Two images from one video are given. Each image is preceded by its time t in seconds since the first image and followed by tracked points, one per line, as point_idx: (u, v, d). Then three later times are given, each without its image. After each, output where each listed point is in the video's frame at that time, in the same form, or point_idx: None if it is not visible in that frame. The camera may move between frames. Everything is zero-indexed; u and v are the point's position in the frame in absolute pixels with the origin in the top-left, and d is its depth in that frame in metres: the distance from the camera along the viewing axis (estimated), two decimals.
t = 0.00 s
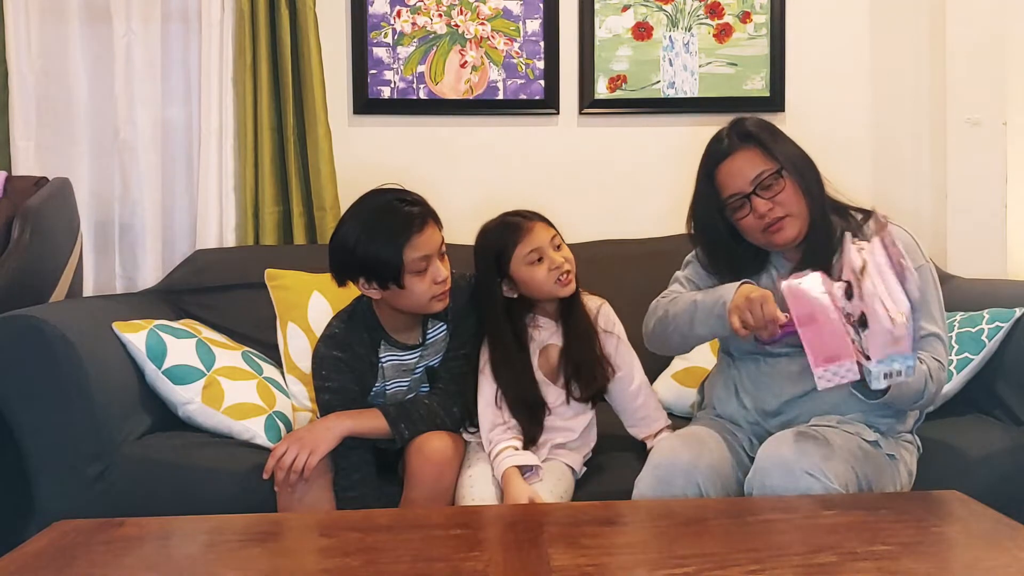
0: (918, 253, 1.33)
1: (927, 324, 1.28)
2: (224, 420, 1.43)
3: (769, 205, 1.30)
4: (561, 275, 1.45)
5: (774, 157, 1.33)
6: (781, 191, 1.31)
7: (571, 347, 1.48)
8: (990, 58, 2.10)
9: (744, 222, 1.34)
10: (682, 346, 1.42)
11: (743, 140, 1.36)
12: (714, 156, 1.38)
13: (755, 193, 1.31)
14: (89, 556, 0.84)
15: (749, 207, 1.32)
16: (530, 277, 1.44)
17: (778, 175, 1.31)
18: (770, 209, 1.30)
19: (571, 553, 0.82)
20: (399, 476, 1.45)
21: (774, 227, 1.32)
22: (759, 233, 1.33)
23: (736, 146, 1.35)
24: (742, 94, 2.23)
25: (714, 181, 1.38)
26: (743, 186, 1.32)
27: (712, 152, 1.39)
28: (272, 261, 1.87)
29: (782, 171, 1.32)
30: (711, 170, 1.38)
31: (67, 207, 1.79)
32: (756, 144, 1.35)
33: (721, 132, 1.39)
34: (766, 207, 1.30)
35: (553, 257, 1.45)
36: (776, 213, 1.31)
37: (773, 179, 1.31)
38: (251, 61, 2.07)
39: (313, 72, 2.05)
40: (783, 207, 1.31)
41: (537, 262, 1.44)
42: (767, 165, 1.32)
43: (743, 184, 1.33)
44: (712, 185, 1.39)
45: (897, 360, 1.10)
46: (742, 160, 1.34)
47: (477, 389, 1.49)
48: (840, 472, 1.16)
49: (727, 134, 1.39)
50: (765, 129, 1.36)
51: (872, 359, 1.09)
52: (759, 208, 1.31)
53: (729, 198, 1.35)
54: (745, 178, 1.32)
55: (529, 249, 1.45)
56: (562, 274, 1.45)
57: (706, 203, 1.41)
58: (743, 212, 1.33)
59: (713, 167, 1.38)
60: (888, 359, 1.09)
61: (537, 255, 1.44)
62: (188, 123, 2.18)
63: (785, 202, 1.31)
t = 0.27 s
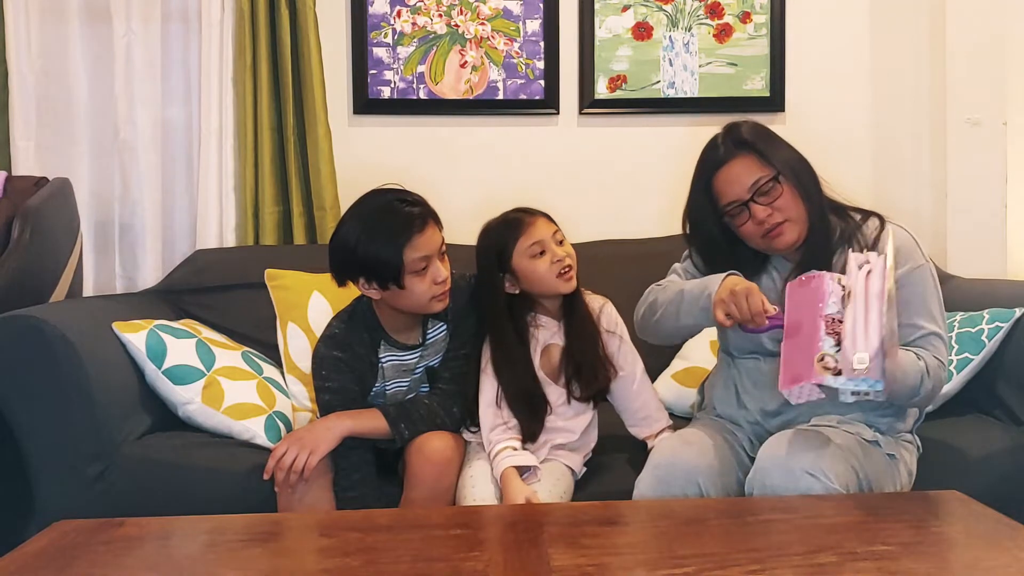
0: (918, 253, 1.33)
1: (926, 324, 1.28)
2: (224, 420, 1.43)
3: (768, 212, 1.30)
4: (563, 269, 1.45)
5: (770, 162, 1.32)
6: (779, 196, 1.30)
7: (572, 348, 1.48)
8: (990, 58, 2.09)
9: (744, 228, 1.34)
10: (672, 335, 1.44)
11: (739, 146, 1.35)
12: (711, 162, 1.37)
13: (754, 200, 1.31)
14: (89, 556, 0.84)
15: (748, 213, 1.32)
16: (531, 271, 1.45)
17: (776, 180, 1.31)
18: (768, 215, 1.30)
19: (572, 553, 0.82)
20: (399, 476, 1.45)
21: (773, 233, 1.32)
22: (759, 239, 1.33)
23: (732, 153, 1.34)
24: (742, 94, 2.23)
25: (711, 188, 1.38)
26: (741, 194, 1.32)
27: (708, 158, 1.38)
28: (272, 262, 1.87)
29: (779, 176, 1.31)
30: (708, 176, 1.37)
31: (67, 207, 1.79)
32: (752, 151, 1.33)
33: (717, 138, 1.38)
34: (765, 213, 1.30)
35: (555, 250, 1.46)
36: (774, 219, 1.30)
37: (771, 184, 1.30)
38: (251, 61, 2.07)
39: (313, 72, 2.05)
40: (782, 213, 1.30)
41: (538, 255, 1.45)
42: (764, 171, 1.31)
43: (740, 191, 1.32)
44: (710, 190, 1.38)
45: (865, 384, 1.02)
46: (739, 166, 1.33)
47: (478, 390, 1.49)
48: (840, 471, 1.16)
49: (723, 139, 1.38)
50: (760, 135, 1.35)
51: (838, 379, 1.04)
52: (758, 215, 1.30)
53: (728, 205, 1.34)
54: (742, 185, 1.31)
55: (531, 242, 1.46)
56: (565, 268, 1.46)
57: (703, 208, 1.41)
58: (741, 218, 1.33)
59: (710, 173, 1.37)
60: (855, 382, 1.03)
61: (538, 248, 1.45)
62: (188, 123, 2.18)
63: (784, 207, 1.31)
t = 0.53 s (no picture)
0: (914, 257, 1.33)
1: (919, 331, 1.29)
2: (224, 420, 1.43)
3: (766, 214, 1.30)
4: (562, 267, 1.45)
5: (770, 165, 1.30)
6: (778, 199, 1.30)
7: (572, 348, 1.49)
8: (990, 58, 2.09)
9: (742, 229, 1.33)
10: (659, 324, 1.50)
11: (739, 147, 1.33)
12: (712, 161, 1.36)
13: (752, 201, 1.30)
14: (89, 556, 0.84)
15: (746, 214, 1.31)
16: (529, 269, 1.45)
17: (774, 183, 1.30)
18: (766, 217, 1.30)
19: (572, 553, 0.82)
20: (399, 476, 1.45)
21: (771, 234, 1.31)
22: (757, 239, 1.33)
23: (731, 154, 1.33)
24: (742, 94, 2.23)
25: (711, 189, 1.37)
26: (739, 195, 1.31)
27: (710, 157, 1.37)
28: (272, 262, 1.87)
29: (778, 179, 1.30)
30: (708, 176, 1.37)
31: (67, 207, 1.79)
32: (752, 152, 1.32)
33: (719, 138, 1.37)
34: (763, 215, 1.30)
35: (554, 248, 1.45)
36: (773, 221, 1.30)
37: (770, 187, 1.30)
38: (251, 61, 2.07)
39: (313, 72, 2.05)
40: (780, 216, 1.30)
41: (537, 252, 1.45)
42: (763, 173, 1.30)
43: (739, 193, 1.31)
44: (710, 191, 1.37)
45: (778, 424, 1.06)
46: (737, 168, 1.32)
47: (478, 391, 1.50)
48: (839, 471, 1.16)
49: (725, 138, 1.36)
50: (762, 135, 1.33)
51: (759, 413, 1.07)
52: (755, 216, 1.30)
53: (727, 205, 1.34)
54: (741, 186, 1.31)
55: (528, 240, 1.46)
56: (563, 267, 1.45)
57: (703, 208, 1.41)
58: (740, 219, 1.33)
59: (711, 174, 1.36)
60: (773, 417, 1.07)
61: (536, 246, 1.45)
62: (188, 123, 2.18)
63: (782, 210, 1.30)
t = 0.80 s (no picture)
0: (912, 260, 1.33)
1: (918, 334, 1.30)
2: (224, 420, 1.43)
3: (763, 218, 1.30)
4: (559, 271, 1.44)
5: (768, 168, 1.30)
6: (776, 203, 1.29)
7: (570, 349, 1.48)
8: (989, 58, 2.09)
9: (740, 230, 1.34)
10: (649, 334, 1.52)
11: (739, 149, 1.32)
12: (713, 162, 1.35)
13: (750, 205, 1.30)
14: (89, 557, 0.84)
15: (743, 216, 1.32)
16: (527, 271, 1.44)
17: (772, 189, 1.29)
18: (763, 221, 1.30)
19: (572, 553, 0.82)
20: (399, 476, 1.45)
21: (768, 238, 1.32)
22: (754, 241, 1.34)
23: (729, 157, 1.32)
24: (742, 94, 2.23)
25: (711, 190, 1.37)
26: (737, 198, 1.31)
27: (711, 157, 1.36)
28: (272, 262, 1.87)
29: (776, 184, 1.29)
30: (709, 177, 1.36)
31: (67, 207, 1.79)
32: (750, 154, 1.31)
33: (722, 138, 1.36)
34: (760, 218, 1.30)
35: (553, 251, 1.45)
36: (768, 225, 1.30)
37: (769, 191, 1.29)
38: (252, 61, 2.07)
39: (313, 72, 2.05)
40: (776, 220, 1.30)
41: (536, 255, 1.44)
42: (761, 176, 1.30)
43: (737, 196, 1.31)
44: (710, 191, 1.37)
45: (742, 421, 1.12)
46: (736, 170, 1.31)
47: (477, 390, 1.49)
48: (834, 479, 1.16)
49: (727, 138, 1.35)
50: (763, 136, 1.31)
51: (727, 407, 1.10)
52: (752, 219, 1.30)
53: (727, 206, 1.34)
54: (739, 189, 1.31)
55: (527, 241, 1.45)
56: (561, 270, 1.45)
57: (703, 209, 1.41)
58: (739, 221, 1.33)
59: (711, 175, 1.36)
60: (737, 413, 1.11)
61: (535, 249, 1.44)
62: (188, 123, 2.18)
63: (780, 214, 1.30)
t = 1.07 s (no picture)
0: (909, 258, 1.32)
1: (919, 332, 1.28)
2: (224, 420, 1.43)
3: (763, 220, 1.30)
4: (563, 273, 1.44)
5: (768, 170, 1.29)
6: (775, 206, 1.30)
7: (569, 350, 1.48)
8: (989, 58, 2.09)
9: (739, 231, 1.34)
10: (646, 320, 1.52)
11: (739, 150, 1.32)
12: (712, 163, 1.35)
13: (750, 207, 1.30)
14: (89, 557, 0.84)
15: (743, 218, 1.32)
16: (529, 271, 1.44)
17: (772, 191, 1.29)
18: (763, 224, 1.30)
19: (572, 553, 0.82)
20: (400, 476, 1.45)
21: (767, 240, 1.32)
22: (753, 242, 1.34)
23: (729, 159, 1.32)
24: (742, 94, 2.23)
25: (711, 191, 1.37)
26: (737, 200, 1.31)
27: (710, 158, 1.36)
28: (272, 262, 1.87)
29: (776, 186, 1.29)
30: (708, 178, 1.36)
31: (67, 208, 1.79)
32: (750, 156, 1.30)
33: (722, 139, 1.35)
34: (759, 221, 1.30)
35: (558, 252, 1.44)
36: (768, 228, 1.31)
37: (768, 194, 1.29)
38: (251, 61, 2.07)
39: (313, 72, 2.05)
40: (776, 223, 1.30)
41: (540, 256, 1.43)
42: (761, 178, 1.29)
43: (736, 198, 1.31)
44: (710, 192, 1.37)
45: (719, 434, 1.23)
46: (736, 171, 1.31)
47: (478, 391, 1.49)
48: (834, 480, 1.16)
49: (727, 138, 1.35)
50: (763, 137, 1.31)
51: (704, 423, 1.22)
52: (752, 222, 1.31)
53: (726, 208, 1.34)
54: (739, 192, 1.31)
55: (534, 241, 1.44)
56: (565, 273, 1.44)
57: (702, 208, 1.41)
58: (738, 222, 1.33)
59: (711, 176, 1.36)
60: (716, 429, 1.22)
61: (539, 250, 1.44)
62: (188, 123, 2.18)
63: (779, 217, 1.30)
